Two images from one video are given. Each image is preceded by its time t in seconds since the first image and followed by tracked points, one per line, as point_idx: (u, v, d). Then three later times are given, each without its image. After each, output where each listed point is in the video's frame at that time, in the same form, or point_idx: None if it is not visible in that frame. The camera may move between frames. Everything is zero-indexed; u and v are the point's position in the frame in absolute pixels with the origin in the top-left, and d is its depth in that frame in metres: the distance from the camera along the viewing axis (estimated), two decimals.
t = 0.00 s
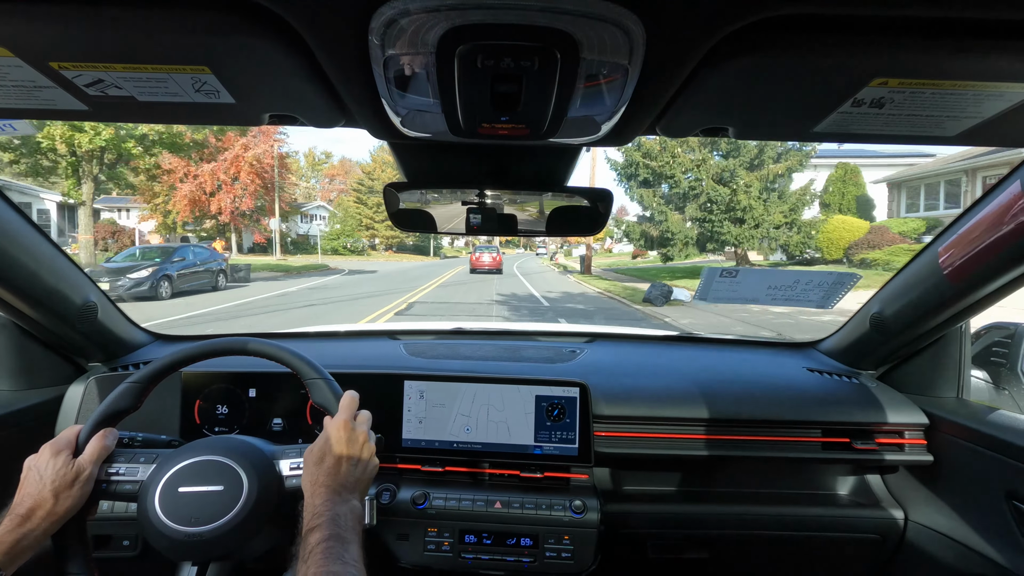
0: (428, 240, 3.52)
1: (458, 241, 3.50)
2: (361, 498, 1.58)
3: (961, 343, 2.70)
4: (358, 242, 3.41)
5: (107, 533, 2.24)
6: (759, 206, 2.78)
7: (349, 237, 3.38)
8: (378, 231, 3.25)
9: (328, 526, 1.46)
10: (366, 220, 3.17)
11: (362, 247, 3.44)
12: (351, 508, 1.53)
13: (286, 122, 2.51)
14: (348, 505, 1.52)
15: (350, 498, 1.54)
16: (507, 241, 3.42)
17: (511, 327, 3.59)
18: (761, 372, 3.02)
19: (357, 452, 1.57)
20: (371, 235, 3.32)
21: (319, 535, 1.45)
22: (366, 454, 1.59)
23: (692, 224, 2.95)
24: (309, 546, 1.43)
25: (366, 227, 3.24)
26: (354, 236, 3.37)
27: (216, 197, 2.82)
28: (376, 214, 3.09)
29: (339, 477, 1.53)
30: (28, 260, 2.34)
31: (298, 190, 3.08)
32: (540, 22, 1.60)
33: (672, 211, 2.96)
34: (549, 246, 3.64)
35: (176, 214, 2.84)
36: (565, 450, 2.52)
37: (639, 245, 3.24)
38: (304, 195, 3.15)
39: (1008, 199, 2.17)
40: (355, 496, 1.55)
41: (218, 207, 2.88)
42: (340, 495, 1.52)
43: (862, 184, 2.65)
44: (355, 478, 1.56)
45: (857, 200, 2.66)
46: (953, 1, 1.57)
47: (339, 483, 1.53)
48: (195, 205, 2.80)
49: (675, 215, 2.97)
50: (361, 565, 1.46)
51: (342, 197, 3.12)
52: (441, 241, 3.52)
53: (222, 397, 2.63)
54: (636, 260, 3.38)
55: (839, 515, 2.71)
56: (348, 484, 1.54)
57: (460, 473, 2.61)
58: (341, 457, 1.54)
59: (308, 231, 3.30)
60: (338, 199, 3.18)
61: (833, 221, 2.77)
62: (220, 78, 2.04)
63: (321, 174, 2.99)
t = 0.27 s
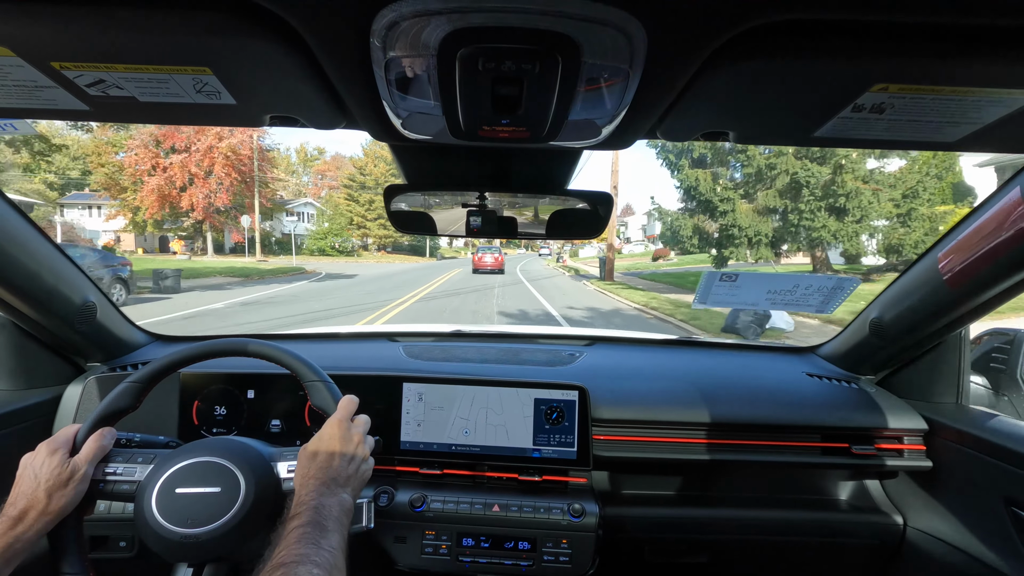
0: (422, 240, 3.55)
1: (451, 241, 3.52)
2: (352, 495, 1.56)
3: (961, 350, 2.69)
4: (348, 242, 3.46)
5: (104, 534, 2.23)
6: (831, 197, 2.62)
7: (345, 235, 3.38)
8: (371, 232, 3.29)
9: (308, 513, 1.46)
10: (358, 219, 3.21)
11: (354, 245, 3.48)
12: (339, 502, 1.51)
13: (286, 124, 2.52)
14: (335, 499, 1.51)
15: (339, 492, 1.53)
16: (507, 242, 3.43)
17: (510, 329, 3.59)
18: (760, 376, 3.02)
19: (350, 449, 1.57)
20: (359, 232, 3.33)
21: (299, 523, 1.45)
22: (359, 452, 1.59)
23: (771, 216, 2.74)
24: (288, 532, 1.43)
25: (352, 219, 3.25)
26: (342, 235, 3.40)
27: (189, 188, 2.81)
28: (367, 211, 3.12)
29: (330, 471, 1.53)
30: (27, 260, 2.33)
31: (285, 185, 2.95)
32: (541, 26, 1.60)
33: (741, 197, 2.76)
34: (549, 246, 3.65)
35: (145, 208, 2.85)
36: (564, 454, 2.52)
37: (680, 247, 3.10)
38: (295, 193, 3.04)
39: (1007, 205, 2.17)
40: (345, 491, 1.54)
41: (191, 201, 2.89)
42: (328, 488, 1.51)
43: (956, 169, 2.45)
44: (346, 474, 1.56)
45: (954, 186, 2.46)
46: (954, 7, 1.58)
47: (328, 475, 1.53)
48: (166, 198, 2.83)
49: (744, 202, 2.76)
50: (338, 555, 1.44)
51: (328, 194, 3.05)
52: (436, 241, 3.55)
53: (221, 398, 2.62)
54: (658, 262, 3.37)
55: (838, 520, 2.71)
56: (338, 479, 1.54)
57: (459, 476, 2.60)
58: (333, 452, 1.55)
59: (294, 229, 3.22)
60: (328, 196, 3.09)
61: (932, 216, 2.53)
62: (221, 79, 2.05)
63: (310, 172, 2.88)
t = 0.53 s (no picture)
0: (417, 239, 3.58)
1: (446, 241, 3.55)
2: (347, 495, 1.55)
3: (960, 353, 2.69)
4: (335, 241, 3.74)
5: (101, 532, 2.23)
6: (890, 200, 2.62)
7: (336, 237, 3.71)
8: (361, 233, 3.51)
9: (305, 512, 1.45)
10: (346, 216, 3.44)
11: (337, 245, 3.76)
12: (334, 502, 1.51)
13: (287, 123, 2.53)
14: (331, 499, 1.50)
15: (334, 492, 1.52)
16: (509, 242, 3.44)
17: (509, 330, 3.59)
18: (759, 378, 3.02)
19: (347, 449, 1.58)
20: (346, 231, 3.60)
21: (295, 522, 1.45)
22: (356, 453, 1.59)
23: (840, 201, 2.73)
24: (282, 531, 1.42)
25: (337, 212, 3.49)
26: (327, 234, 3.70)
27: (151, 184, 2.74)
28: (356, 209, 3.28)
29: (326, 470, 1.53)
30: (27, 257, 2.33)
31: (279, 181, 3.14)
32: (542, 26, 1.60)
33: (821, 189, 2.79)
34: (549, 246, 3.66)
35: (102, 201, 2.76)
36: (562, 454, 2.52)
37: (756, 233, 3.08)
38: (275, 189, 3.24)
39: (1006, 208, 2.18)
40: (340, 491, 1.54)
41: (155, 195, 2.81)
42: (322, 487, 1.51)
43: None
44: (342, 473, 1.56)
45: None
46: (955, 10, 1.58)
47: (325, 475, 1.53)
48: (129, 194, 2.78)
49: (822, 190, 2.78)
50: (331, 557, 1.42)
51: (318, 190, 3.28)
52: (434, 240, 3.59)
53: (220, 396, 2.62)
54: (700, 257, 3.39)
55: (836, 523, 2.70)
56: (333, 478, 1.54)
57: (457, 476, 2.60)
58: (329, 451, 1.55)
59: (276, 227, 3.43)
60: (315, 193, 3.35)
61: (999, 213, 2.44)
62: (222, 77, 2.05)
63: (299, 167, 3.04)
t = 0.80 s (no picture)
0: (411, 239, 3.50)
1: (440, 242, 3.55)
2: (359, 501, 1.58)
3: (960, 352, 2.69)
4: (320, 241, 3.44)
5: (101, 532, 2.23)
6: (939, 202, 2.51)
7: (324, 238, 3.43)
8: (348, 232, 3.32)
9: (330, 534, 1.48)
10: (333, 214, 3.24)
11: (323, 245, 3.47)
12: (350, 512, 1.53)
13: (286, 123, 2.51)
14: (347, 511, 1.53)
15: (348, 502, 1.54)
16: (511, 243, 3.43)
17: (509, 330, 3.59)
18: (759, 377, 3.02)
19: (357, 454, 1.57)
20: (333, 230, 3.37)
21: (320, 542, 1.47)
22: (366, 457, 1.59)
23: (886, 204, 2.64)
24: (310, 554, 1.45)
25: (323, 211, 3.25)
26: (311, 232, 3.39)
27: (104, 177, 2.49)
28: (344, 206, 3.14)
29: (338, 480, 1.53)
30: (25, 257, 2.33)
31: (263, 177, 2.85)
32: (539, 25, 1.60)
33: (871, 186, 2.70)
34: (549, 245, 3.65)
35: (53, 199, 2.43)
36: (562, 454, 2.52)
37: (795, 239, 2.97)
38: (255, 183, 2.89)
39: (1006, 206, 2.17)
40: (354, 501, 1.56)
41: (106, 189, 2.52)
42: (338, 500, 1.53)
43: None
44: (353, 481, 1.56)
45: None
46: (952, 7, 1.57)
47: (339, 487, 1.53)
48: (77, 186, 2.47)
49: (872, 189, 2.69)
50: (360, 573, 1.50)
51: (303, 186, 3.01)
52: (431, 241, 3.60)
53: (219, 397, 2.62)
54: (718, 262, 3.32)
55: (837, 522, 2.70)
56: (346, 487, 1.54)
57: (457, 476, 2.60)
58: (339, 460, 1.54)
59: (256, 226, 3.17)
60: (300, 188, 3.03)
61: None
62: (219, 77, 2.04)
63: (286, 162, 2.80)
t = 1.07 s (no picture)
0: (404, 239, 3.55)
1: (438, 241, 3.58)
2: (366, 504, 1.58)
3: (962, 349, 2.69)
4: (299, 241, 3.24)
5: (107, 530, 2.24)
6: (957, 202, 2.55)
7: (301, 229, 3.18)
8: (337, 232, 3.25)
9: (340, 541, 1.47)
10: (318, 212, 3.09)
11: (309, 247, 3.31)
12: (357, 516, 1.54)
13: (289, 121, 2.52)
14: (355, 514, 1.54)
15: (355, 505, 1.55)
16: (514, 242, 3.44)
17: (511, 328, 3.59)
18: (761, 375, 3.02)
19: (362, 456, 1.56)
20: (317, 229, 3.21)
21: (331, 552, 1.47)
22: (371, 458, 1.58)
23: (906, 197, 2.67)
24: (322, 565, 1.44)
25: (306, 209, 3.06)
26: (288, 232, 3.16)
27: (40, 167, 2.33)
28: (329, 201, 3.06)
29: (344, 484, 1.53)
30: (28, 256, 2.33)
31: (245, 172, 2.78)
32: (544, 23, 1.60)
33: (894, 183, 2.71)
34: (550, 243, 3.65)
35: None
36: (565, 451, 2.52)
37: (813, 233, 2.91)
38: (234, 178, 2.81)
39: (1009, 202, 2.17)
40: (359, 503, 1.56)
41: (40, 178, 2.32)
42: (344, 504, 1.53)
43: None
44: (358, 483, 1.56)
45: None
46: (957, 5, 1.58)
47: (344, 491, 1.53)
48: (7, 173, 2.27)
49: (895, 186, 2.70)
50: None
51: (285, 182, 2.91)
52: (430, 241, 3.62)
53: (222, 395, 2.62)
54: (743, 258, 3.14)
55: (838, 518, 2.71)
56: (352, 491, 1.54)
57: (460, 474, 2.60)
58: (345, 463, 1.54)
59: (229, 222, 3.03)
60: (278, 183, 2.90)
61: None
62: (223, 76, 2.05)
63: (269, 156, 2.73)
